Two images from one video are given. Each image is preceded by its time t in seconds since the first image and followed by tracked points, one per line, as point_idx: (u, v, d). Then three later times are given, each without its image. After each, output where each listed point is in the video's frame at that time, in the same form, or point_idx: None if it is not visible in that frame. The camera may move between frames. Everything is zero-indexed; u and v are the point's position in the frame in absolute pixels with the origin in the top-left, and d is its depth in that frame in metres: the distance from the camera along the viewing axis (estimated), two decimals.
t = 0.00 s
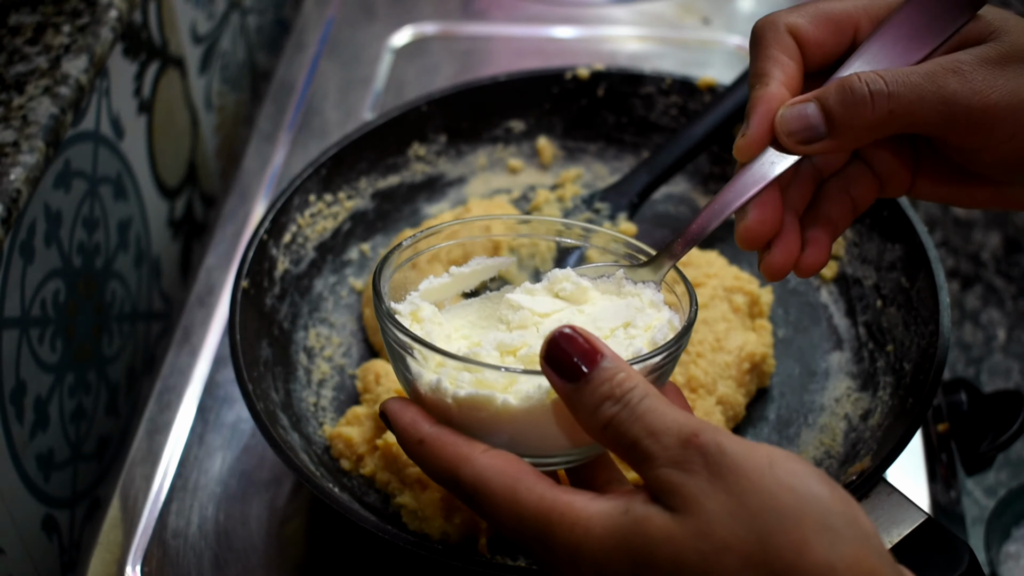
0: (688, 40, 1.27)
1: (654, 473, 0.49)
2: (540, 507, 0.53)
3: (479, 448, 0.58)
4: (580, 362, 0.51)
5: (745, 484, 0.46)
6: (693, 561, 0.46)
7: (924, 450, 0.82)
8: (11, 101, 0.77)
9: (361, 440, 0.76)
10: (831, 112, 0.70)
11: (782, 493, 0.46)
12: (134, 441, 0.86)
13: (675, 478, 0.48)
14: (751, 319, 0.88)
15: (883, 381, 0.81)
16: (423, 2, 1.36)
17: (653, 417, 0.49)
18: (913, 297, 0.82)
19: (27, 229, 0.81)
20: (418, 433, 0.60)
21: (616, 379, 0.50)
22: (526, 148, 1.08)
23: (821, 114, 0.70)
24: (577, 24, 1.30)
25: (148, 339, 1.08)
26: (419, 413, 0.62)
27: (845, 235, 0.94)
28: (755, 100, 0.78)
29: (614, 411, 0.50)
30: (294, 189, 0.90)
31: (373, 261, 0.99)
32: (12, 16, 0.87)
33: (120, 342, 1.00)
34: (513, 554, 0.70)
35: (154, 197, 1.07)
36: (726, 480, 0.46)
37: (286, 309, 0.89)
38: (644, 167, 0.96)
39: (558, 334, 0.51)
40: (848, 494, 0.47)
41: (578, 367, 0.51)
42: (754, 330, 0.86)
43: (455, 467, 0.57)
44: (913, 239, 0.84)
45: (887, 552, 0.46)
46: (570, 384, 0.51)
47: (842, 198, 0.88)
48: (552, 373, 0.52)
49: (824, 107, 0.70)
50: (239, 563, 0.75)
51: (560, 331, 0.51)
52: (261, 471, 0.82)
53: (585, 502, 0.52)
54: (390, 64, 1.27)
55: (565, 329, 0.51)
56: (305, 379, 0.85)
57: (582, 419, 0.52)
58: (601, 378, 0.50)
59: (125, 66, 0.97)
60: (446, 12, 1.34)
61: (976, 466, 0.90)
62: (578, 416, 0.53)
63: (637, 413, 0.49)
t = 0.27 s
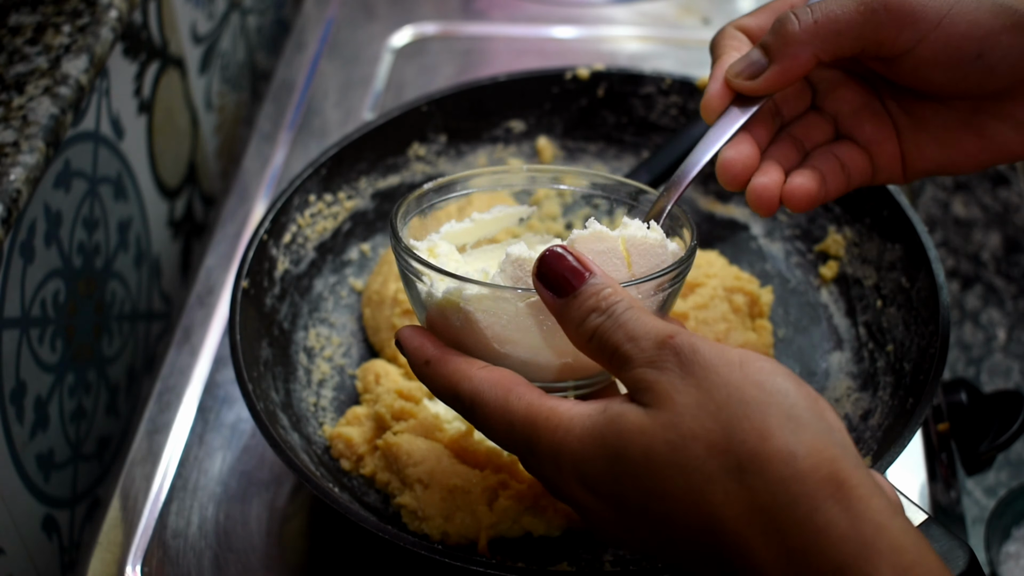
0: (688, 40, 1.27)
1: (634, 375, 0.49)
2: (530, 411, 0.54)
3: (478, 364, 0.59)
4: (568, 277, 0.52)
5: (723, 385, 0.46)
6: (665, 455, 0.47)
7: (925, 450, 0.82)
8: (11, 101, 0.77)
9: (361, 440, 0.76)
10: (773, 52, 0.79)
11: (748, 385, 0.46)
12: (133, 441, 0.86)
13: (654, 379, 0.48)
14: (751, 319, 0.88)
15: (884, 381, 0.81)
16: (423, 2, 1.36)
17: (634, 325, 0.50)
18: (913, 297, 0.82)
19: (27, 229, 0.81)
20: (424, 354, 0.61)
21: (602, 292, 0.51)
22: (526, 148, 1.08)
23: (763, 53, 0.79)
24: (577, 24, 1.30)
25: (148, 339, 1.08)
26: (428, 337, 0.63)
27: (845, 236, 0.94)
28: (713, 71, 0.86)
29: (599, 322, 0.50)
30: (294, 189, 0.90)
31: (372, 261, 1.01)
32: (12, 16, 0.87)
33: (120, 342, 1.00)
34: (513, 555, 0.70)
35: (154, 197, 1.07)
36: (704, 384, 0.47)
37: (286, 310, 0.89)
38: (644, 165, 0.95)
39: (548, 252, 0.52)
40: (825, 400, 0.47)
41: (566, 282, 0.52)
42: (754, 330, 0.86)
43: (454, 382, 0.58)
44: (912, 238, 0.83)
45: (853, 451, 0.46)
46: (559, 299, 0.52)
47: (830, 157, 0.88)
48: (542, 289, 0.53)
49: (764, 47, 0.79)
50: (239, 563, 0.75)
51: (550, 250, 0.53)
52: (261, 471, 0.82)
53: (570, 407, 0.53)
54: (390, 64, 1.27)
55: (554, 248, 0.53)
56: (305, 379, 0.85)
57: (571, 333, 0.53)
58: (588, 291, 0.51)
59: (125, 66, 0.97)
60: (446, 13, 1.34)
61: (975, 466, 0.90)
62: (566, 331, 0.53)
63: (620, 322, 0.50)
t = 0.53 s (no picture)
0: (688, 40, 1.27)
1: (634, 414, 0.48)
2: (536, 438, 0.53)
3: (493, 377, 0.59)
4: (573, 304, 0.50)
5: (721, 438, 0.45)
6: (659, 505, 0.46)
7: (925, 450, 0.82)
8: (11, 101, 0.77)
9: (361, 440, 0.76)
10: None
11: (743, 437, 0.45)
12: (134, 441, 0.86)
13: (651, 422, 0.47)
14: (751, 319, 0.88)
15: (883, 382, 0.81)
16: (423, 2, 1.36)
17: (636, 360, 0.48)
18: (913, 297, 0.82)
19: (27, 229, 0.81)
20: (441, 362, 0.62)
21: (606, 322, 0.49)
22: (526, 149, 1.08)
23: None
24: (577, 24, 1.30)
25: (148, 339, 1.08)
26: (446, 345, 0.63)
27: (845, 236, 0.93)
28: None
29: (602, 354, 0.50)
30: (295, 189, 0.90)
31: (372, 261, 1.00)
32: (12, 16, 0.87)
33: (120, 342, 1.00)
34: (513, 555, 0.70)
35: (154, 198, 1.07)
36: (701, 433, 0.46)
37: (287, 310, 0.89)
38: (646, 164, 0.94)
39: (554, 279, 0.51)
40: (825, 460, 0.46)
41: (571, 309, 0.50)
42: (754, 330, 0.86)
43: (470, 395, 0.59)
44: (912, 238, 0.83)
45: (851, 508, 0.45)
46: (563, 328, 0.51)
47: (821, 96, 0.89)
48: (546, 316, 0.52)
49: None
50: (240, 563, 0.75)
51: (556, 277, 0.51)
52: (261, 471, 0.82)
53: (575, 432, 0.52)
54: (390, 64, 1.27)
55: (562, 275, 0.51)
56: (305, 379, 0.85)
57: (576, 360, 0.52)
58: (592, 321, 0.50)
59: (125, 66, 0.97)
60: (446, 13, 1.34)
61: (975, 465, 0.90)
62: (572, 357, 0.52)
63: (622, 356, 0.49)
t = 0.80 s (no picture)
0: (688, 41, 1.27)
1: (617, 545, 0.48)
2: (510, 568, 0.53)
3: (452, 493, 0.59)
4: (543, 418, 0.50)
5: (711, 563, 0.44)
6: None
7: (925, 450, 0.82)
8: (11, 101, 0.77)
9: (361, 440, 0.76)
10: None
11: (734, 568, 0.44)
12: (133, 441, 0.86)
13: (638, 555, 0.47)
14: (751, 319, 0.88)
15: (883, 381, 0.81)
16: (423, 2, 1.36)
17: (613, 484, 0.48)
18: (913, 297, 0.82)
19: (27, 229, 0.81)
20: (390, 476, 0.62)
21: (577, 437, 0.49)
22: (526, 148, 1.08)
23: None
24: (577, 24, 1.30)
25: (148, 339, 1.08)
26: (389, 454, 0.64)
27: (845, 236, 0.93)
28: None
29: (576, 473, 0.49)
30: (294, 189, 0.90)
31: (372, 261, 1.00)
32: (13, 15, 0.87)
33: (120, 342, 1.00)
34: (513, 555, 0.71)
35: (154, 198, 1.06)
36: (691, 561, 0.45)
37: (287, 310, 0.89)
38: (644, 166, 0.94)
39: (520, 389, 0.50)
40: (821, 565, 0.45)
41: (541, 423, 0.50)
42: (754, 330, 0.87)
43: (429, 515, 0.59)
44: (913, 238, 0.83)
45: None
46: (533, 445, 0.50)
47: (825, 13, 0.85)
48: (513, 431, 0.51)
49: None
50: (240, 563, 0.75)
51: (521, 387, 0.51)
52: (261, 471, 0.82)
53: (551, 564, 0.52)
54: (390, 64, 1.27)
55: (527, 385, 0.51)
56: (305, 379, 0.85)
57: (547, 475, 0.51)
58: (562, 437, 0.49)
59: (125, 66, 0.97)
60: (446, 13, 1.34)
61: (974, 466, 0.90)
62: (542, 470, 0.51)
63: (597, 477, 0.48)
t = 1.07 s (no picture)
0: (688, 40, 1.27)
1: None
2: None
3: None
4: None
5: None
6: None
7: (924, 449, 0.82)
8: (11, 101, 0.77)
9: (361, 440, 0.76)
10: (808, 114, 0.71)
11: None
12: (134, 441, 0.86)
13: None
14: (751, 319, 0.87)
15: (883, 381, 0.81)
16: (423, 1, 1.36)
17: None
18: (913, 297, 0.82)
19: (27, 228, 0.81)
20: None
21: None
22: (526, 148, 1.08)
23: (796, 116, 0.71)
24: (577, 23, 1.30)
25: (149, 339, 1.08)
26: None
27: (845, 235, 0.93)
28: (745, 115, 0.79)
29: None
30: (294, 189, 0.90)
31: (372, 261, 1.01)
32: (12, 15, 0.86)
33: (120, 341, 1.00)
34: (513, 552, 0.73)
35: (154, 197, 1.06)
36: None
37: (287, 309, 0.89)
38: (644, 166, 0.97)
39: None
40: None
41: None
42: (754, 329, 0.86)
43: None
44: (912, 237, 0.83)
45: None
46: None
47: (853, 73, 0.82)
48: None
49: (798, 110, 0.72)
50: (240, 563, 0.75)
51: None
52: (261, 470, 0.82)
53: None
54: (390, 64, 1.27)
55: None
56: (305, 379, 0.85)
57: None
58: None
59: (125, 66, 0.97)
60: (446, 12, 1.34)
61: (974, 467, 0.90)
62: None
63: None
